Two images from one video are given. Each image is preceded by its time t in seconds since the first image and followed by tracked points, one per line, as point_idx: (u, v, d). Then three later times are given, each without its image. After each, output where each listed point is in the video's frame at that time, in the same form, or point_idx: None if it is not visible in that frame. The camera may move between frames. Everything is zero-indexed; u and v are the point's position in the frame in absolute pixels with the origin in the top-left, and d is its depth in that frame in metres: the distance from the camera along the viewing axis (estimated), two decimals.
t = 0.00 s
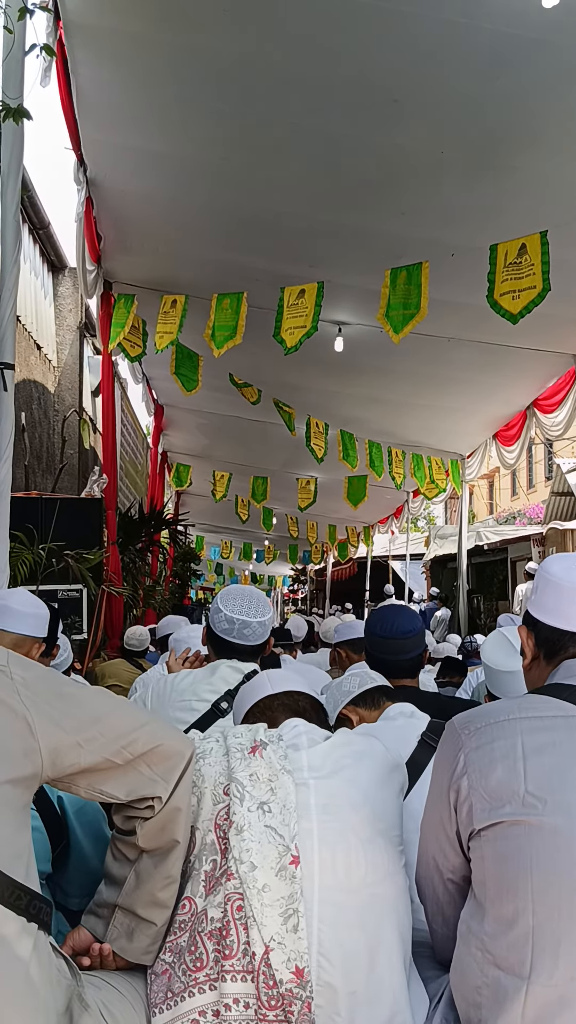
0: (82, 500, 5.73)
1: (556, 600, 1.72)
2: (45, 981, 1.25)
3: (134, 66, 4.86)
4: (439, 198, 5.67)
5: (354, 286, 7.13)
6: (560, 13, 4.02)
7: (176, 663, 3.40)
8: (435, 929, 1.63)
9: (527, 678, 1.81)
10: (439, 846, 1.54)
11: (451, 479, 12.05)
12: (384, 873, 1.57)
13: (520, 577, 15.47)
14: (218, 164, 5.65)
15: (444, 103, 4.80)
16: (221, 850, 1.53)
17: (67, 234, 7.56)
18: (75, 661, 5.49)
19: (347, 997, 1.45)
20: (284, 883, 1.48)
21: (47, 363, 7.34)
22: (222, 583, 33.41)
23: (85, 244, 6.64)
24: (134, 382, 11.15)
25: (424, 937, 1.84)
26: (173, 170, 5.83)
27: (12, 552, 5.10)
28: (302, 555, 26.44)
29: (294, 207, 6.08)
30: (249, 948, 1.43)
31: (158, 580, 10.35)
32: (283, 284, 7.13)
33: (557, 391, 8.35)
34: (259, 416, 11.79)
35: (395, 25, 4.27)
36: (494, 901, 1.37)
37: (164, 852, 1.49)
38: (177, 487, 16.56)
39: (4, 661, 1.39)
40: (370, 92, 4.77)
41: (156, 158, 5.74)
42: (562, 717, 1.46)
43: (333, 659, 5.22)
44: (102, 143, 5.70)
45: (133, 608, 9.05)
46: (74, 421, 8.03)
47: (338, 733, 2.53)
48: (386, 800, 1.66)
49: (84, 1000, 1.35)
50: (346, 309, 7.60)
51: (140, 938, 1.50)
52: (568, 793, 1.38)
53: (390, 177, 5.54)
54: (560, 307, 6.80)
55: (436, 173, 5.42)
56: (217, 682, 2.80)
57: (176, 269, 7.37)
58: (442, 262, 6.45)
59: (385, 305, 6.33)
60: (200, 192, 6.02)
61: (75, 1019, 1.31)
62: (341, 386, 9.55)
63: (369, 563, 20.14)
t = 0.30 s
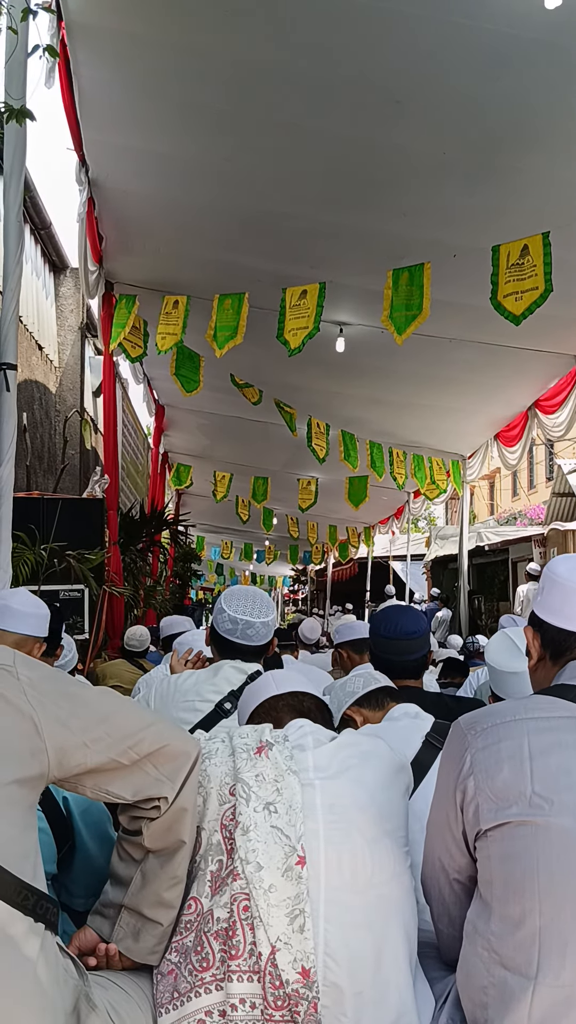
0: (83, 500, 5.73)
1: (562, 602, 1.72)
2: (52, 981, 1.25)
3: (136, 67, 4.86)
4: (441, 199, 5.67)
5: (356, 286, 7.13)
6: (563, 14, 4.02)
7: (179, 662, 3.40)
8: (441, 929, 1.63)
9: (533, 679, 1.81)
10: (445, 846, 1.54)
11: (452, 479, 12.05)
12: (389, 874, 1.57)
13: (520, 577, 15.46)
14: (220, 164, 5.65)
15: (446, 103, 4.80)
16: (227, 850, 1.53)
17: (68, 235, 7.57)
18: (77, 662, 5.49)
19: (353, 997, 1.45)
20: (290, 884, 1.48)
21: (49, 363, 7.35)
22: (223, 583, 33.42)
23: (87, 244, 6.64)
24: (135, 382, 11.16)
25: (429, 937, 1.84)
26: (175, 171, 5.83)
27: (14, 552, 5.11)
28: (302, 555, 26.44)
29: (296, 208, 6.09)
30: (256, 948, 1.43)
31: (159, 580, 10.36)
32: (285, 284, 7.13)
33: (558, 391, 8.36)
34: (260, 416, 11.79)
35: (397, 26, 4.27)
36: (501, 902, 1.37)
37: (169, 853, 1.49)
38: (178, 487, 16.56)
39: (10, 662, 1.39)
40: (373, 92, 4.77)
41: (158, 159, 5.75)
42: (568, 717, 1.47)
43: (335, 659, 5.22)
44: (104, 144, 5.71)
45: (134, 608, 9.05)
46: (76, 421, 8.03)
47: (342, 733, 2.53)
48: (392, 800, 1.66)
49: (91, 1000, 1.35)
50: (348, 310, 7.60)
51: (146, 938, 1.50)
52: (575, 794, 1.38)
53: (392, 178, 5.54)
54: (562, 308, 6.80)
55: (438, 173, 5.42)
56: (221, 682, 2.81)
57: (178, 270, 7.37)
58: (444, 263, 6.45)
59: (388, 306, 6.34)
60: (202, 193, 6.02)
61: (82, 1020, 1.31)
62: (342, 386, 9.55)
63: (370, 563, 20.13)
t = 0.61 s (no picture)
0: (84, 501, 5.73)
1: (562, 603, 1.72)
2: (51, 982, 1.25)
3: (137, 68, 4.87)
4: (442, 199, 5.67)
5: (356, 287, 7.12)
6: (564, 15, 4.02)
7: (179, 663, 3.40)
8: (440, 931, 1.63)
9: (533, 680, 1.81)
10: (444, 847, 1.54)
11: (452, 480, 12.05)
12: (388, 875, 1.57)
13: (521, 578, 15.45)
14: (220, 165, 5.66)
15: (447, 104, 4.80)
16: (226, 851, 1.53)
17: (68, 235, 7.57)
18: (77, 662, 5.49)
19: (352, 998, 1.45)
20: (290, 884, 1.48)
21: (49, 363, 7.35)
22: (223, 583, 33.42)
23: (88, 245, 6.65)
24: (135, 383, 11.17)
25: (428, 938, 1.84)
26: (176, 171, 5.83)
27: (14, 552, 5.11)
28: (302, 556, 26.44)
29: (297, 208, 6.09)
30: (255, 949, 1.44)
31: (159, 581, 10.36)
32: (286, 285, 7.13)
33: (559, 392, 8.37)
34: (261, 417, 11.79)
35: (398, 26, 4.27)
36: (500, 903, 1.37)
37: (169, 853, 1.49)
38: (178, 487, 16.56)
39: (9, 662, 1.39)
40: (373, 93, 4.78)
41: (159, 160, 5.75)
42: (567, 719, 1.47)
43: (335, 660, 5.21)
44: (105, 145, 5.71)
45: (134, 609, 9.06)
46: (76, 422, 8.03)
47: (342, 734, 2.53)
48: (392, 801, 1.66)
49: (90, 1001, 1.35)
50: (349, 310, 7.60)
51: (145, 939, 1.50)
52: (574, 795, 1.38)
53: (392, 179, 5.54)
54: (562, 309, 6.80)
55: (439, 174, 5.42)
56: (221, 683, 2.81)
57: (178, 270, 7.37)
58: (444, 263, 6.45)
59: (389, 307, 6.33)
60: (203, 193, 6.03)
61: (81, 1020, 1.31)
62: (343, 386, 9.55)
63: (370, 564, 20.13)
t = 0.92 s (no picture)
0: (83, 501, 5.73)
1: (559, 603, 1.72)
2: (47, 981, 1.25)
3: (136, 67, 4.86)
4: (441, 199, 5.67)
5: (356, 287, 7.12)
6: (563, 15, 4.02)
7: (177, 662, 3.40)
8: (437, 931, 1.63)
9: (529, 680, 1.81)
10: (441, 847, 1.53)
11: (452, 480, 12.04)
12: (385, 874, 1.57)
13: (520, 578, 15.45)
14: (220, 165, 5.66)
15: (447, 104, 4.80)
16: (223, 851, 1.52)
17: (67, 235, 7.57)
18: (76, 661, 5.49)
19: (349, 998, 1.45)
20: (286, 884, 1.48)
21: (48, 363, 7.35)
22: (223, 584, 33.43)
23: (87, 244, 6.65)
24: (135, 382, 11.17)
25: (426, 938, 1.84)
26: (175, 171, 5.83)
27: (13, 551, 5.11)
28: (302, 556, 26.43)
29: (297, 208, 6.09)
30: (251, 948, 1.43)
31: (158, 580, 10.35)
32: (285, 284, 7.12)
33: (559, 392, 8.37)
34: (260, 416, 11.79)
35: (397, 26, 4.27)
36: (497, 903, 1.36)
37: (165, 853, 1.49)
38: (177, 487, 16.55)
39: (5, 662, 1.39)
40: (372, 93, 4.77)
41: (159, 160, 5.75)
42: (564, 719, 1.46)
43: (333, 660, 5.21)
44: (104, 144, 5.71)
45: (133, 608, 9.06)
46: (75, 422, 8.03)
47: (339, 734, 2.53)
48: (389, 800, 1.66)
49: (86, 1000, 1.35)
50: (348, 310, 7.60)
51: (142, 939, 1.49)
52: (571, 795, 1.37)
53: (391, 179, 5.54)
54: (562, 309, 6.80)
55: (438, 173, 5.42)
56: (219, 682, 2.81)
57: (178, 270, 7.37)
58: (444, 263, 6.44)
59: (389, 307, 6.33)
60: (202, 193, 6.03)
61: (77, 1020, 1.31)
62: (343, 386, 9.54)
63: (370, 564, 20.12)
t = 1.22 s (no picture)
0: (80, 500, 5.73)
1: (553, 601, 1.71)
2: (37, 981, 1.25)
3: (134, 66, 4.85)
4: (439, 199, 5.66)
5: (354, 286, 7.11)
6: (561, 14, 4.01)
7: (173, 662, 3.39)
8: (430, 930, 1.63)
9: (523, 679, 1.81)
10: (435, 846, 1.53)
11: (450, 480, 12.04)
12: (379, 873, 1.56)
13: (519, 578, 15.45)
14: (218, 164, 5.65)
15: (445, 103, 4.79)
16: (215, 850, 1.52)
17: (65, 234, 7.56)
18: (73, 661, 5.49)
19: (341, 998, 1.44)
20: (279, 883, 1.47)
21: (46, 362, 7.35)
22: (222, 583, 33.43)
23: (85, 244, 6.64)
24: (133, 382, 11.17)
25: (419, 937, 1.83)
26: (173, 170, 5.83)
27: (10, 551, 5.11)
28: (301, 555, 26.44)
29: (295, 208, 6.08)
30: (244, 948, 1.43)
31: (157, 580, 10.35)
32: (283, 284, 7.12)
33: (558, 392, 8.37)
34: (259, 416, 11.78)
35: (395, 25, 4.26)
36: (490, 903, 1.36)
37: (157, 853, 1.48)
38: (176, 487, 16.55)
39: None
40: (370, 91, 4.76)
41: (156, 159, 5.74)
42: (557, 717, 1.46)
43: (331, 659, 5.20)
44: (102, 143, 5.70)
45: (131, 608, 9.06)
46: (73, 421, 8.02)
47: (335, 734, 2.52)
48: (383, 800, 1.66)
49: (77, 1001, 1.34)
50: (347, 310, 7.60)
51: (134, 939, 1.49)
52: (564, 795, 1.37)
53: (389, 178, 5.54)
54: (560, 309, 6.80)
55: (436, 173, 5.42)
56: (214, 682, 2.80)
57: (176, 270, 7.36)
58: (442, 263, 6.44)
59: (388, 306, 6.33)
60: (200, 192, 6.02)
61: (68, 1020, 1.31)
62: (341, 386, 9.54)
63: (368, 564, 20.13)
